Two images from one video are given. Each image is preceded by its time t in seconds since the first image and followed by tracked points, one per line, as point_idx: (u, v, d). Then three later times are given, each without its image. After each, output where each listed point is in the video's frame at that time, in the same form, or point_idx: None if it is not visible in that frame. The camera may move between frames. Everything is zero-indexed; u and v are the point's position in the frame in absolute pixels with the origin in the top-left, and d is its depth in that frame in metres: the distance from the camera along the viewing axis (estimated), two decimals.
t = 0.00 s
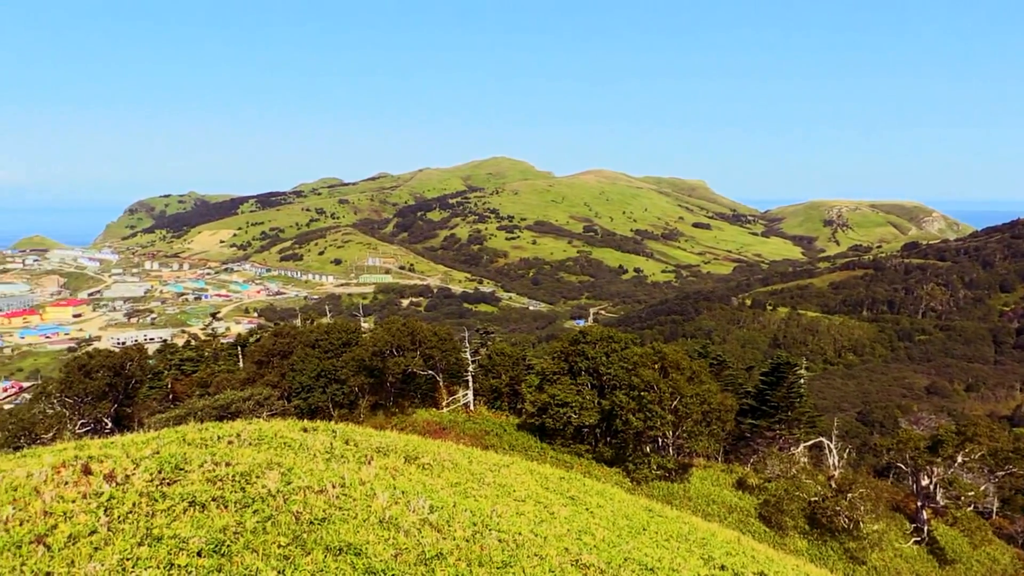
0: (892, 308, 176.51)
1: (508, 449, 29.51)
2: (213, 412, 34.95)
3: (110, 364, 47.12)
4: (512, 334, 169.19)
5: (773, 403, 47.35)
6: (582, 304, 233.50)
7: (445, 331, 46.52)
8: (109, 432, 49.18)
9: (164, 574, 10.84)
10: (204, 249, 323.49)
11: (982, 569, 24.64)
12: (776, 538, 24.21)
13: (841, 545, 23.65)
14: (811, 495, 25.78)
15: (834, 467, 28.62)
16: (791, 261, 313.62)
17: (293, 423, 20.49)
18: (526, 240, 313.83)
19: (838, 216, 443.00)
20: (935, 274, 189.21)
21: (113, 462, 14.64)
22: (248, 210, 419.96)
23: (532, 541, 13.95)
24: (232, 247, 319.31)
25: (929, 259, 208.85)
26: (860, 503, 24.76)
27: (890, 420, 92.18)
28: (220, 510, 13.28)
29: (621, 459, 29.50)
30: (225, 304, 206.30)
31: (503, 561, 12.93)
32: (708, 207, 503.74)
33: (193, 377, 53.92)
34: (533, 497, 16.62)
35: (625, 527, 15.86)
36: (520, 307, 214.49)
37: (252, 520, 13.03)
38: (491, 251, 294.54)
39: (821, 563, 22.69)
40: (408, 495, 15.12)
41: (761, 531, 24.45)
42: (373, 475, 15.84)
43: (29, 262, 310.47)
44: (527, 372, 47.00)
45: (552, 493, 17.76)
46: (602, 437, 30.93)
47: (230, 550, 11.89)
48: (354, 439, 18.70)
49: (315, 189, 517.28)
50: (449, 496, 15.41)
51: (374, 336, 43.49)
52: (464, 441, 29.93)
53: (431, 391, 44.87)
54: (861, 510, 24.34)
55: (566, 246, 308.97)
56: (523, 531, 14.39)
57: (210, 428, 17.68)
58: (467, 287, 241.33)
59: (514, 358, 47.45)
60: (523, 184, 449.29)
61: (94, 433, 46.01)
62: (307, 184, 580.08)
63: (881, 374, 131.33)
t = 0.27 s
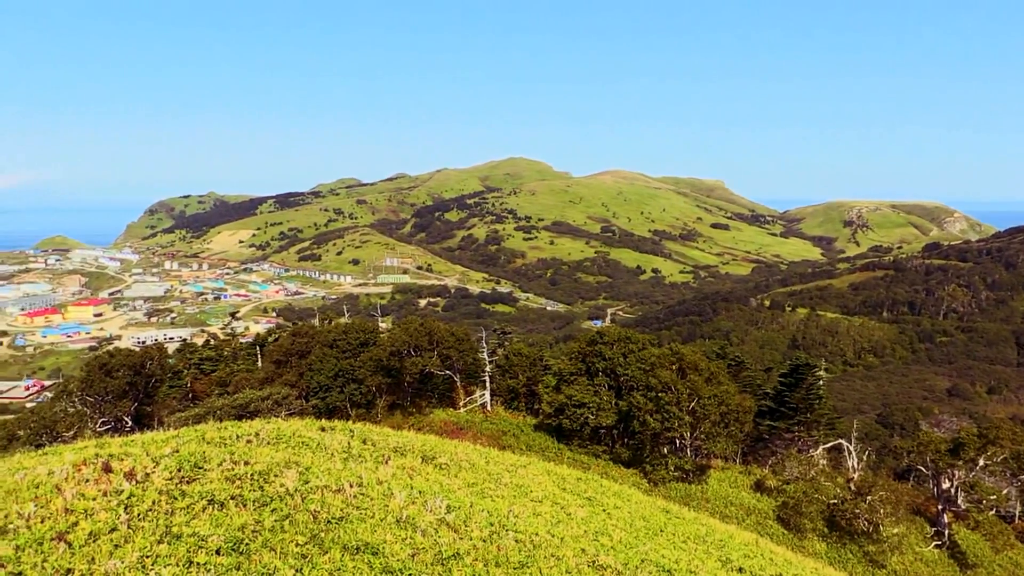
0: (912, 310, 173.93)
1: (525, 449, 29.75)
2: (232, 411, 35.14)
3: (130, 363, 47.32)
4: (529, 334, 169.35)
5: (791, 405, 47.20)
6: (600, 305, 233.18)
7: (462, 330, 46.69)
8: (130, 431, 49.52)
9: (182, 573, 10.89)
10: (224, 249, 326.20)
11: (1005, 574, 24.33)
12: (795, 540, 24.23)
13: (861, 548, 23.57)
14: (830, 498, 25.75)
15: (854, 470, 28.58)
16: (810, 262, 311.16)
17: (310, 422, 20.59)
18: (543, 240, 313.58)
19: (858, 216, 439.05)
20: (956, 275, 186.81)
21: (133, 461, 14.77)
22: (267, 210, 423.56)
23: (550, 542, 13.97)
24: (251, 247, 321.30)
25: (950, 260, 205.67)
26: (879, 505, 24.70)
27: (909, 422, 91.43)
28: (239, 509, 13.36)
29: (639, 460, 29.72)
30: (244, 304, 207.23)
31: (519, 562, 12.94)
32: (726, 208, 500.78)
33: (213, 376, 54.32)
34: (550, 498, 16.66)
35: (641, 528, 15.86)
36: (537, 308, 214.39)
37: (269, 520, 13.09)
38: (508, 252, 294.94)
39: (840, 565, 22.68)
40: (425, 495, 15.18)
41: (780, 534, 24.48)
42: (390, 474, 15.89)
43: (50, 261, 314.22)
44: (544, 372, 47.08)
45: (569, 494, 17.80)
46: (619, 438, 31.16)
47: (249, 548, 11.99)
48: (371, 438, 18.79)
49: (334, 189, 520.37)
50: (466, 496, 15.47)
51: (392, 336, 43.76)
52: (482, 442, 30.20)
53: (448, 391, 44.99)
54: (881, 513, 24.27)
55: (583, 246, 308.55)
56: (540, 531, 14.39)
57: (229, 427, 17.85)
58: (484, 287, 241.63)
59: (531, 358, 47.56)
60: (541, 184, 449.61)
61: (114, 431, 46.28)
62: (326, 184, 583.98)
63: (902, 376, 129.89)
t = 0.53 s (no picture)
0: (934, 312, 172.19)
1: (541, 451, 30.03)
2: (251, 411, 35.57)
3: (150, 362, 48.03)
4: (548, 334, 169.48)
5: (811, 407, 46.97)
6: (618, 306, 232.83)
7: (479, 331, 46.89)
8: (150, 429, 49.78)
9: (202, 570, 10.98)
10: (244, 249, 328.90)
11: None
12: (814, 544, 24.25)
13: (881, 553, 23.45)
14: (849, 502, 25.72)
15: (875, 473, 28.49)
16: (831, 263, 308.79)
17: (327, 421, 20.68)
18: (561, 241, 313.38)
19: (879, 217, 435.04)
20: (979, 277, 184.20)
21: (153, 459, 14.90)
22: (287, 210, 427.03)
23: (566, 543, 13.95)
24: (270, 248, 323.14)
25: (973, 262, 202.42)
26: (901, 510, 24.56)
27: (931, 426, 90.89)
28: (257, 507, 13.47)
29: (658, 462, 29.94)
30: (263, 304, 208.13)
31: (537, 563, 12.92)
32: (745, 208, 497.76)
33: (232, 376, 54.69)
34: (567, 499, 16.68)
35: (658, 530, 15.80)
36: (556, 309, 214.22)
37: (287, 518, 13.16)
38: (526, 252, 295.38)
39: (860, 570, 22.63)
40: (442, 495, 15.20)
41: (799, 538, 24.50)
42: (407, 474, 15.93)
43: (72, 260, 318.96)
44: (562, 373, 47.20)
45: (586, 495, 17.78)
46: (637, 440, 31.30)
47: (266, 547, 12.03)
48: (388, 438, 18.87)
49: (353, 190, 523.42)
50: (483, 497, 15.47)
51: (411, 336, 44.08)
52: (499, 442, 30.46)
53: (466, 391, 45.08)
54: (901, 517, 24.17)
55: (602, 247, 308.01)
56: (557, 533, 14.37)
57: (247, 426, 18.02)
58: (501, 288, 241.91)
59: (548, 360, 47.75)
60: (560, 185, 450.18)
61: (135, 429, 46.63)
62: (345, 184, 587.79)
63: (923, 379, 128.44)
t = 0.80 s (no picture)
0: (956, 313, 170.61)
1: (558, 451, 30.12)
2: (269, 410, 35.99)
3: (170, 361, 48.50)
4: (566, 335, 169.52)
5: (831, 409, 47.21)
6: (636, 306, 232.25)
7: (497, 331, 47.10)
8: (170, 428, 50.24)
9: (221, 568, 11.03)
10: (263, 249, 331.57)
11: None
12: (833, 547, 24.17)
13: (901, 556, 23.29)
14: (870, 505, 25.58)
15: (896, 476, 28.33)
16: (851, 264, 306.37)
17: (345, 420, 20.77)
18: (579, 242, 313.24)
19: (900, 218, 430.65)
20: (1002, 278, 181.72)
21: (173, 456, 15.04)
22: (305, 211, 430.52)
23: (584, 544, 13.95)
24: (289, 248, 324.92)
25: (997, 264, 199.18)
26: (921, 513, 24.38)
27: (952, 430, 90.38)
28: (275, 505, 13.56)
29: (675, 463, 30.01)
30: (282, 304, 209.28)
31: (554, 564, 12.93)
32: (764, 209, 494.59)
33: (251, 375, 55.13)
34: (584, 500, 16.70)
35: (676, 532, 15.81)
36: (573, 309, 214.01)
37: (305, 517, 13.22)
38: (544, 253, 295.54)
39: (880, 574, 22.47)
40: (460, 495, 15.27)
41: (818, 541, 24.45)
42: (424, 474, 16.00)
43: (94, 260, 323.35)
44: (579, 374, 47.83)
45: (604, 496, 17.80)
46: (654, 441, 31.25)
47: (285, 544, 12.13)
48: (406, 438, 18.97)
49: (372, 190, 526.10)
50: (501, 498, 15.50)
51: (428, 336, 44.44)
52: (515, 443, 30.61)
53: (483, 392, 45.14)
54: (922, 521, 23.99)
55: (619, 248, 307.23)
56: (574, 534, 14.37)
57: (266, 425, 18.17)
58: (519, 288, 242.06)
59: (566, 361, 47.98)
60: (579, 185, 450.53)
61: (155, 428, 47.06)
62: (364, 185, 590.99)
63: (945, 382, 127.02)
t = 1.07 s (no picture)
0: (977, 315, 169.24)
1: (575, 452, 30.25)
2: (288, 410, 36.22)
3: (189, 360, 48.78)
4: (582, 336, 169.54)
5: (850, 412, 46.39)
6: (653, 308, 231.59)
7: (514, 332, 47.16)
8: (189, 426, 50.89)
9: (239, 567, 11.08)
10: (281, 249, 334.02)
11: None
12: (851, 551, 24.09)
13: (920, 560, 23.06)
14: (889, 508, 25.43)
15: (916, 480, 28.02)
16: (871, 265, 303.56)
17: (362, 420, 20.85)
18: (596, 243, 312.97)
19: (921, 219, 426.53)
20: None
21: (192, 456, 15.17)
22: (324, 211, 433.47)
23: (600, 546, 13.91)
24: (308, 248, 326.64)
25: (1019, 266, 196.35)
26: (940, 517, 24.13)
27: (974, 433, 89.71)
28: (291, 505, 13.61)
29: (693, 464, 30.04)
30: (301, 304, 210.04)
31: (571, 566, 12.90)
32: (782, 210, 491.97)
33: (269, 375, 55.55)
34: (600, 502, 16.61)
35: (694, 535, 15.74)
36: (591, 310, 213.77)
37: (322, 516, 13.30)
38: (561, 253, 295.56)
39: None
40: (475, 495, 15.28)
41: (837, 544, 24.33)
42: (441, 474, 16.05)
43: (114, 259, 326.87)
44: (596, 375, 47.95)
45: (620, 497, 17.75)
46: (672, 442, 31.33)
47: (303, 543, 12.17)
48: (423, 438, 19.05)
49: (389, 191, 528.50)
50: (517, 498, 15.49)
51: (445, 336, 44.51)
52: (531, 443, 30.81)
53: (500, 392, 45.23)
54: (943, 525, 23.73)
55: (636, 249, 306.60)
56: (589, 535, 14.34)
57: (284, 424, 18.33)
58: (536, 289, 242.17)
59: (583, 361, 48.03)
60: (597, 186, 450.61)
61: (174, 426, 47.36)
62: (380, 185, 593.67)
63: (966, 384, 125.69)
